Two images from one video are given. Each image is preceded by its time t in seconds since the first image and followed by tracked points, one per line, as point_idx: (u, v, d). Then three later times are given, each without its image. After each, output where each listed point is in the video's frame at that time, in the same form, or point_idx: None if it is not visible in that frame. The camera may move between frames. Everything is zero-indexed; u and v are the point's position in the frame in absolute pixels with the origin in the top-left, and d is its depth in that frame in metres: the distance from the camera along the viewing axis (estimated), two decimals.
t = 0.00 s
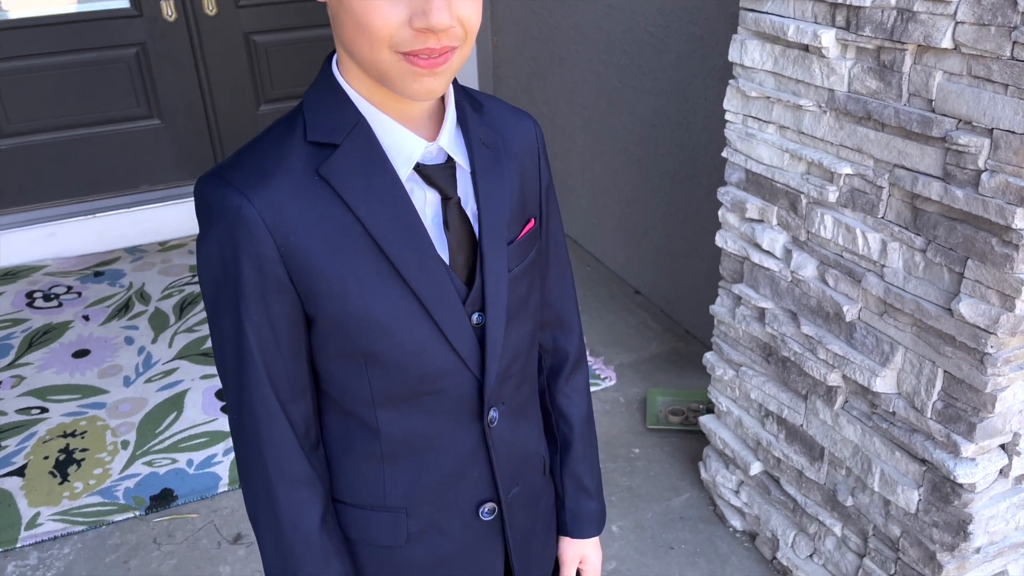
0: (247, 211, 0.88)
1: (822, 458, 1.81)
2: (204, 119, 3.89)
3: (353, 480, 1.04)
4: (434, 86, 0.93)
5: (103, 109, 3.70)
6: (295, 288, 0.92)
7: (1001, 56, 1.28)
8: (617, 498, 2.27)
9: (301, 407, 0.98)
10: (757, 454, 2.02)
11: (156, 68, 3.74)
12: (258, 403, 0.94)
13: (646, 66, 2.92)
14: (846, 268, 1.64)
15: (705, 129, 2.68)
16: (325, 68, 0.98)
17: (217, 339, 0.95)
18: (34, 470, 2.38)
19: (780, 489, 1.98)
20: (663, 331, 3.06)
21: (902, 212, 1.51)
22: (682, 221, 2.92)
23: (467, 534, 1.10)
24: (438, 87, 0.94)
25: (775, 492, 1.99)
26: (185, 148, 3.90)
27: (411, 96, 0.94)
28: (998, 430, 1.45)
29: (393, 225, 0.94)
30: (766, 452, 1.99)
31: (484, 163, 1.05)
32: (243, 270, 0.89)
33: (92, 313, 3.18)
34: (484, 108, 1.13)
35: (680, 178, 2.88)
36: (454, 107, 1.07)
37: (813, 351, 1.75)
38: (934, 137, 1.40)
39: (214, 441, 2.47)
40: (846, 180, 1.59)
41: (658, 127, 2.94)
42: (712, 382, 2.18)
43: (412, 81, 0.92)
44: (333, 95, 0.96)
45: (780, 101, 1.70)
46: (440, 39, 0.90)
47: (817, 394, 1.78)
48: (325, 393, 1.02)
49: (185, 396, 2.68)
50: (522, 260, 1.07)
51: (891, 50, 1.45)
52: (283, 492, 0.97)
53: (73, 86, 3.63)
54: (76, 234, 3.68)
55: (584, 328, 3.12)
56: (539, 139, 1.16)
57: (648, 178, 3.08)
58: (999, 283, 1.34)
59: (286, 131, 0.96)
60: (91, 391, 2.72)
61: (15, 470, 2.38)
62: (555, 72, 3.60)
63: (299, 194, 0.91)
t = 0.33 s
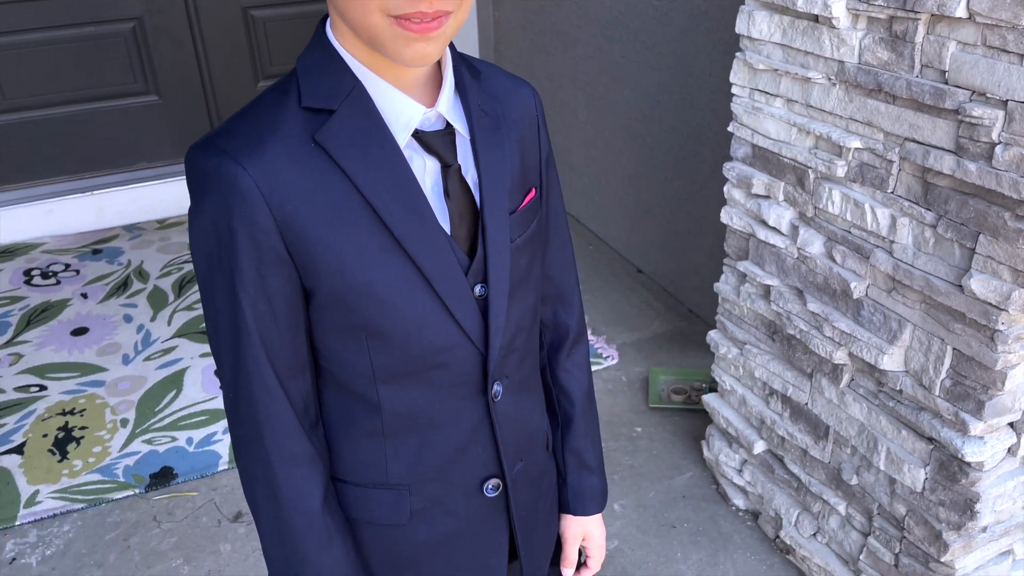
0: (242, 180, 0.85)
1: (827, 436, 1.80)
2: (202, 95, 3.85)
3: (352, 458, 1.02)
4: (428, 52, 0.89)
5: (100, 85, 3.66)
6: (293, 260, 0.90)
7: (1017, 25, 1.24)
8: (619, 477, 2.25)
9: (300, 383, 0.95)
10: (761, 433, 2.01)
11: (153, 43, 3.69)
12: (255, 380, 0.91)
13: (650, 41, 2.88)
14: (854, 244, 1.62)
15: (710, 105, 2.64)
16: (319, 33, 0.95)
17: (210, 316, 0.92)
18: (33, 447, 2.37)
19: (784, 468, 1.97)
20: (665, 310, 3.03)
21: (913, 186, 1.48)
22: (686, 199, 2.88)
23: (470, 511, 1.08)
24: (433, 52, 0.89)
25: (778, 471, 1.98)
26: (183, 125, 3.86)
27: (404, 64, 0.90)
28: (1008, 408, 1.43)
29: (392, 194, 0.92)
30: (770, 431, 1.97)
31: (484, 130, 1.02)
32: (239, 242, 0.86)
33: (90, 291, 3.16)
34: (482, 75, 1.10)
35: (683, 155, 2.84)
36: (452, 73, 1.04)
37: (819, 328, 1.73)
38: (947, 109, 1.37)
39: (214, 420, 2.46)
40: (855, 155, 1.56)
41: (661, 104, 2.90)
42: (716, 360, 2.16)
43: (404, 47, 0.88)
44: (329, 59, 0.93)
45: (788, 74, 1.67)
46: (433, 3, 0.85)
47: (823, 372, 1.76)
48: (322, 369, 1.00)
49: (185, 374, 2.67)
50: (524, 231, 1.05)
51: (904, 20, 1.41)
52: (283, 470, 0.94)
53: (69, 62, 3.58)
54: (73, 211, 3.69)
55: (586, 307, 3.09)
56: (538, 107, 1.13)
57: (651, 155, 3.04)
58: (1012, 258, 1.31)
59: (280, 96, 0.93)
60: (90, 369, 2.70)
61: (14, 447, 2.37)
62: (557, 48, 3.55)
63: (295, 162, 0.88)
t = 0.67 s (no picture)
0: (230, 146, 0.82)
1: (830, 414, 1.78)
2: (198, 70, 3.80)
3: (347, 433, 1.00)
4: (424, 11, 0.84)
5: (95, 60, 3.61)
6: (283, 229, 0.87)
7: None
8: (620, 455, 2.24)
9: (292, 356, 0.93)
10: (763, 411, 1.99)
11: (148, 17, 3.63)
12: (245, 352, 0.89)
13: (653, 15, 2.83)
14: (860, 218, 1.59)
15: (713, 80, 2.60)
16: None
17: (199, 286, 0.90)
18: (30, 425, 2.35)
19: (786, 446, 1.95)
20: (667, 289, 3.01)
21: (922, 159, 1.45)
22: (688, 175, 2.85)
23: (468, 487, 1.06)
24: (429, 12, 0.85)
25: (780, 449, 1.96)
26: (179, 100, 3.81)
27: (402, 24, 0.86)
28: (1016, 385, 1.41)
29: (386, 161, 0.89)
30: (772, 409, 1.95)
31: (482, 96, 0.99)
32: (226, 209, 0.83)
33: (87, 268, 3.13)
34: (481, 40, 1.07)
35: (686, 131, 2.80)
36: (449, 37, 1.01)
37: (824, 305, 1.71)
38: (959, 80, 1.34)
39: (212, 397, 2.44)
40: (863, 127, 1.53)
41: (664, 79, 2.86)
42: (718, 338, 2.14)
43: (399, 7, 0.84)
44: (320, 21, 0.89)
45: (795, 45, 1.63)
46: None
47: (827, 349, 1.74)
48: (316, 342, 0.98)
49: (183, 352, 2.64)
50: (523, 201, 1.02)
51: None
52: (274, 444, 0.92)
53: (63, 36, 3.53)
54: (70, 187, 3.67)
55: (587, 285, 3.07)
56: (538, 74, 1.10)
57: (653, 131, 3.00)
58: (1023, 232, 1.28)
59: (270, 60, 0.90)
60: (87, 346, 2.69)
61: (11, 425, 2.36)
62: (559, 22, 3.50)
63: (284, 128, 0.85)
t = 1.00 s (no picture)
0: (225, 107, 0.79)
1: (835, 391, 1.76)
2: (194, 45, 3.75)
3: (348, 406, 0.98)
4: None
5: (89, 34, 3.56)
6: (282, 195, 0.84)
7: None
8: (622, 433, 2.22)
9: (291, 327, 0.90)
10: (767, 388, 1.97)
11: None
12: (242, 323, 0.86)
13: None
14: (868, 192, 1.56)
15: (718, 53, 2.56)
16: None
17: (196, 254, 0.87)
18: (26, 402, 2.33)
19: (789, 424, 1.94)
20: (668, 267, 2.98)
21: (933, 130, 1.41)
22: (691, 152, 2.81)
23: (472, 462, 1.04)
24: None
25: (783, 427, 1.94)
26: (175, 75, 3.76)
27: None
28: None
29: (387, 125, 0.86)
30: (776, 386, 1.93)
31: (487, 59, 0.95)
32: (222, 173, 0.80)
33: (83, 245, 3.10)
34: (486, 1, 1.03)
35: (690, 106, 2.76)
36: None
37: (830, 280, 1.68)
38: (973, 48, 1.30)
39: (210, 375, 2.42)
40: (872, 98, 1.50)
41: (668, 53, 2.82)
42: (721, 314, 2.11)
43: None
44: None
45: (804, 14, 1.59)
46: None
47: (833, 326, 1.72)
48: (317, 313, 0.95)
49: (180, 329, 2.62)
50: (529, 168, 0.99)
51: None
52: (273, 418, 0.90)
53: (57, 9, 3.48)
54: (64, 163, 3.62)
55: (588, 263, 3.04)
56: (545, 37, 1.06)
57: (656, 106, 2.96)
58: None
59: (266, 18, 0.86)
60: (83, 323, 2.66)
61: (7, 402, 2.34)
62: None
63: (283, 89, 0.82)
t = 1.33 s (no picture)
0: (215, 72, 0.77)
1: (837, 368, 1.75)
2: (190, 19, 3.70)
3: (346, 382, 0.96)
4: None
5: (83, 8, 3.51)
6: (276, 165, 0.82)
7: None
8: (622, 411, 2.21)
9: (288, 302, 0.88)
10: (768, 365, 1.96)
11: None
12: (236, 297, 0.84)
13: None
14: (874, 166, 1.53)
15: (720, 27, 2.52)
16: None
17: (187, 227, 0.85)
18: (22, 380, 2.32)
19: (791, 402, 1.92)
20: (669, 244, 2.95)
21: (941, 102, 1.39)
22: (693, 128, 2.78)
23: (473, 440, 1.02)
24: None
25: (784, 404, 1.93)
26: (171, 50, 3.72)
27: None
28: None
29: (384, 91, 0.83)
30: (777, 363, 1.92)
31: (487, 23, 0.93)
32: (214, 141, 0.78)
33: (78, 222, 3.07)
34: None
35: (691, 81, 2.73)
36: None
37: (833, 256, 1.66)
38: (983, 17, 1.27)
39: (207, 352, 2.40)
40: (879, 70, 1.47)
41: (670, 27, 2.78)
42: (723, 292, 2.09)
43: None
44: None
45: None
46: None
47: (836, 303, 1.70)
48: (313, 287, 0.93)
49: (177, 307, 2.60)
50: (531, 138, 0.96)
51: None
52: (269, 395, 0.88)
53: None
54: (59, 137, 3.58)
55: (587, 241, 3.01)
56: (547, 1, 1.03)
57: (657, 81, 2.92)
58: None
59: None
60: (79, 301, 2.64)
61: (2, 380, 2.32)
62: None
63: (275, 54, 0.80)
